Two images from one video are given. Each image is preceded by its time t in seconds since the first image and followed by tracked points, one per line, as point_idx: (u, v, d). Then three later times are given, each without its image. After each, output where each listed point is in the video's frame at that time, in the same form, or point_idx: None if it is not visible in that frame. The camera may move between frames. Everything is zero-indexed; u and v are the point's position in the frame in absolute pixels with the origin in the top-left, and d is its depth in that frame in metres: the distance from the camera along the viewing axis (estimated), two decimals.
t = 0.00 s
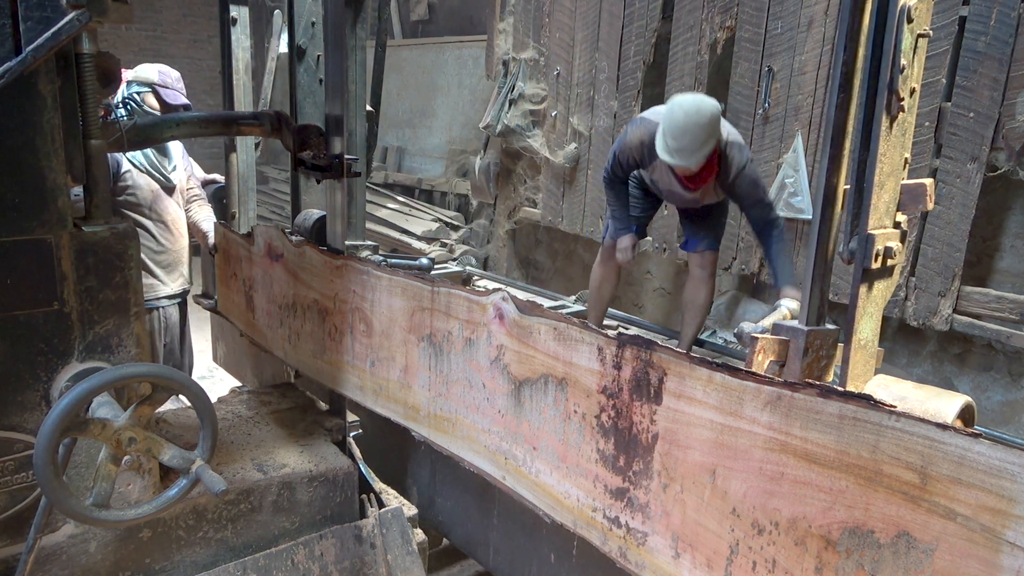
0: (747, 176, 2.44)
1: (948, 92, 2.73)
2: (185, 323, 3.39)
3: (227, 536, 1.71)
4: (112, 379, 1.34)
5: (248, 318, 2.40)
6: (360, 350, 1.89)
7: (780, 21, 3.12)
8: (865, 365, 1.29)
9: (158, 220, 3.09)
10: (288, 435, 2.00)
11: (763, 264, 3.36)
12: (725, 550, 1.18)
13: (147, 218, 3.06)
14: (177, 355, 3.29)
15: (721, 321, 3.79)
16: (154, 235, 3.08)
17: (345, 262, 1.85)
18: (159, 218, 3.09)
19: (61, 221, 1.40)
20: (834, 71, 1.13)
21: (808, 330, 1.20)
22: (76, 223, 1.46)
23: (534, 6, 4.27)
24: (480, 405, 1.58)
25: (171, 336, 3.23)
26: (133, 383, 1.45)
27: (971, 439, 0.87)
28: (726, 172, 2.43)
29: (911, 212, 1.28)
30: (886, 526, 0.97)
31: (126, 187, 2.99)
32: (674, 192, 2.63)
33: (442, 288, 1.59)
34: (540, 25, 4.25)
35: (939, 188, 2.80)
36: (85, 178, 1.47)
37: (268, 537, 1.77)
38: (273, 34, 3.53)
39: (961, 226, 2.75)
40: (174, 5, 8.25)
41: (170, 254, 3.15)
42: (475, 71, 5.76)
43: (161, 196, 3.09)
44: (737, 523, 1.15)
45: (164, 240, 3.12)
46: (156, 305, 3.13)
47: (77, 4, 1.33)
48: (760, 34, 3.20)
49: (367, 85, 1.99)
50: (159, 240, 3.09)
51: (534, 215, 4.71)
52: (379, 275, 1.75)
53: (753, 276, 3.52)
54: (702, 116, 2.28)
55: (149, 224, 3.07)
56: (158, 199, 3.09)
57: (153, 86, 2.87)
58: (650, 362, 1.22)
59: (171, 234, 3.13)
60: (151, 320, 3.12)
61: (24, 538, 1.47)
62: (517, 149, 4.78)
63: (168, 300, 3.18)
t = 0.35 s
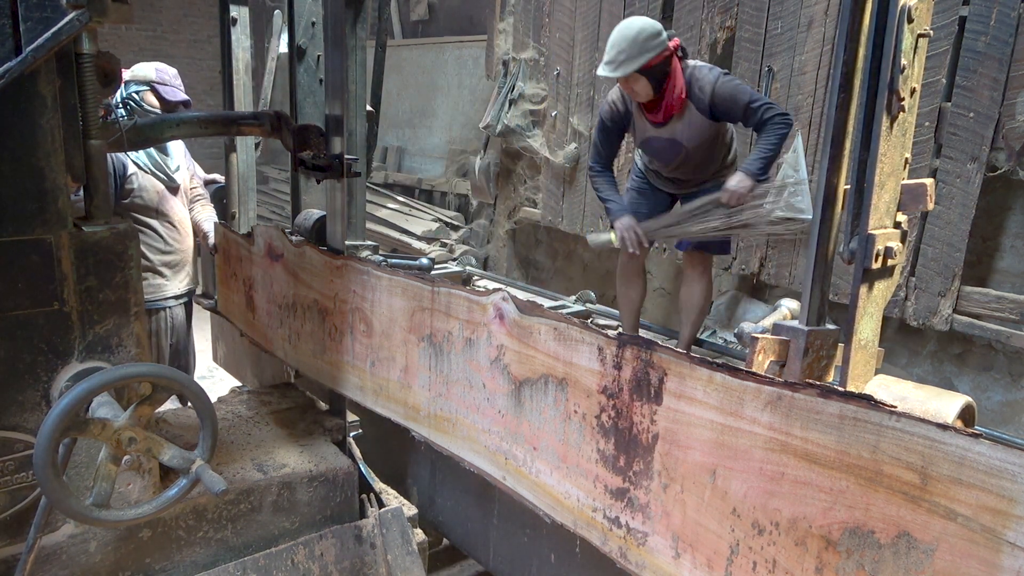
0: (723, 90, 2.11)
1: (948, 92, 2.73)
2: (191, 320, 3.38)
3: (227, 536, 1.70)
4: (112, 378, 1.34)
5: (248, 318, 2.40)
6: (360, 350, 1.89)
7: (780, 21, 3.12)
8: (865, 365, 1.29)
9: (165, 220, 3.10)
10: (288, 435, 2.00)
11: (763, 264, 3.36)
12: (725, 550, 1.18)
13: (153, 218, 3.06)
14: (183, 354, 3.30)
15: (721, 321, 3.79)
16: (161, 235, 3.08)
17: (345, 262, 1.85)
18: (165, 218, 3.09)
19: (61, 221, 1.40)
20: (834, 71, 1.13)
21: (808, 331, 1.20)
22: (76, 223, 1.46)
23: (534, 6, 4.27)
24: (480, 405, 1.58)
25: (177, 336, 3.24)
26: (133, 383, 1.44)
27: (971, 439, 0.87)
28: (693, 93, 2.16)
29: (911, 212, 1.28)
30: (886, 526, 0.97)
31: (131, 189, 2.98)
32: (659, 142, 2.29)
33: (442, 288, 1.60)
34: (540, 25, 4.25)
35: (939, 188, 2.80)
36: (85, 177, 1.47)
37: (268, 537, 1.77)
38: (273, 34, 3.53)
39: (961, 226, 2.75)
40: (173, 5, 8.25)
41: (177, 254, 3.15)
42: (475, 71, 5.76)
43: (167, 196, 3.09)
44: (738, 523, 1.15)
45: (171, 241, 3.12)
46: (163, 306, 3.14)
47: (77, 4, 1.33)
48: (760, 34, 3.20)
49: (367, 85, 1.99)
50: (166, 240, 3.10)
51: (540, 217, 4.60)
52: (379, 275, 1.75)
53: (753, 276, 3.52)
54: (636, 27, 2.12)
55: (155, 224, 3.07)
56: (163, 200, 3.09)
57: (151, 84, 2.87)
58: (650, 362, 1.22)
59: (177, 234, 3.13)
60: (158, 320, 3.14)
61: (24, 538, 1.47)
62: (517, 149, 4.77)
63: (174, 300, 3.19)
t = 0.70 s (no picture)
0: (657, 91, 2.21)
1: (948, 92, 2.73)
2: (190, 321, 3.39)
3: (227, 536, 1.71)
4: (112, 378, 1.34)
5: (248, 319, 2.40)
6: (360, 350, 1.89)
7: (780, 21, 3.12)
8: (865, 365, 1.29)
9: (166, 219, 3.10)
10: (288, 436, 2.00)
11: (763, 264, 3.36)
12: (725, 550, 1.18)
13: (155, 217, 3.07)
14: (182, 354, 3.30)
15: (721, 321, 3.79)
16: (163, 234, 3.09)
17: (345, 262, 1.85)
18: (166, 217, 3.10)
19: (61, 222, 1.40)
20: (834, 71, 1.13)
21: (808, 331, 1.20)
22: (76, 223, 1.46)
23: (534, 6, 4.27)
24: (480, 405, 1.58)
25: (177, 336, 3.24)
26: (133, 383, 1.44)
27: (971, 439, 0.87)
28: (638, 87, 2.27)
29: (911, 212, 1.28)
30: (886, 526, 0.97)
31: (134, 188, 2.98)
32: (627, 132, 2.45)
33: (442, 287, 1.60)
34: (540, 25, 4.26)
35: (939, 188, 2.80)
36: (85, 177, 1.47)
37: (268, 537, 1.77)
38: (273, 34, 3.53)
39: (961, 226, 2.75)
40: (174, 5, 8.25)
41: (177, 253, 3.16)
42: (475, 71, 5.76)
43: (169, 195, 3.10)
44: (738, 523, 1.15)
45: (172, 240, 3.13)
46: (163, 305, 3.14)
47: (77, 4, 1.33)
48: (760, 34, 3.20)
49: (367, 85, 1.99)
50: (168, 239, 3.11)
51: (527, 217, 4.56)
52: (379, 275, 1.75)
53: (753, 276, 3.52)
54: (593, 18, 2.25)
55: (157, 224, 3.07)
56: (165, 199, 3.09)
57: (150, 83, 2.87)
58: (650, 362, 1.22)
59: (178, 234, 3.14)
60: (157, 320, 3.14)
61: (24, 538, 1.48)
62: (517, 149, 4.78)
63: (174, 300, 3.19)
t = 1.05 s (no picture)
0: (621, 141, 2.20)
1: (948, 93, 2.73)
2: (188, 321, 3.39)
3: (227, 536, 1.71)
4: (112, 378, 1.34)
5: (248, 319, 2.40)
6: (360, 350, 1.89)
7: (780, 21, 3.12)
8: (865, 365, 1.29)
9: (163, 219, 3.10)
10: (288, 435, 2.00)
11: (763, 264, 3.36)
12: (725, 550, 1.18)
13: (152, 216, 3.07)
14: (181, 354, 3.30)
15: (721, 321, 3.79)
16: (160, 234, 3.09)
17: (345, 262, 1.85)
18: (163, 217, 3.10)
19: (60, 222, 1.40)
20: (834, 72, 1.13)
21: (808, 331, 1.20)
22: (76, 223, 1.46)
23: (534, 6, 4.27)
24: (480, 405, 1.58)
25: (175, 336, 3.24)
26: (133, 383, 1.44)
27: (971, 439, 0.87)
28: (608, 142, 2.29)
29: (911, 212, 1.28)
30: (886, 526, 0.97)
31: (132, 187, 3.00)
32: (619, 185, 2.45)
33: (442, 288, 1.60)
34: (540, 25, 4.25)
35: (939, 188, 2.80)
36: (85, 177, 1.47)
37: (268, 537, 1.77)
38: (273, 33, 3.53)
39: (961, 226, 2.76)
40: (174, 5, 8.25)
41: (174, 253, 3.16)
42: (475, 71, 5.76)
43: (167, 195, 3.10)
44: (737, 523, 1.15)
45: (169, 240, 3.13)
46: (161, 305, 3.15)
47: (77, 4, 1.33)
48: (760, 34, 3.20)
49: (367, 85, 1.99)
50: (165, 239, 3.11)
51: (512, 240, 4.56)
52: (379, 275, 1.75)
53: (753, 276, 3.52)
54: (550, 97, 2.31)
55: (154, 224, 3.08)
56: (162, 199, 3.09)
57: (146, 84, 2.86)
58: (650, 362, 1.22)
59: (175, 233, 3.14)
60: (155, 320, 3.14)
61: (23, 538, 1.47)
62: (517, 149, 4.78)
63: (172, 300, 3.20)
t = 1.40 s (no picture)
0: (608, 129, 2.19)
1: (948, 92, 2.73)
2: (187, 322, 3.39)
3: (227, 536, 1.71)
4: (112, 379, 1.34)
5: (248, 318, 2.40)
6: (360, 350, 1.89)
7: (780, 21, 3.12)
8: (865, 365, 1.29)
9: (160, 218, 3.10)
10: (288, 435, 2.00)
11: (763, 264, 3.36)
12: (725, 550, 1.18)
13: (149, 216, 3.07)
14: (179, 354, 3.30)
15: (721, 321, 3.79)
16: (157, 233, 3.09)
17: (345, 262, 1.85)
18: (160, 217, 3.10)
19: (61, 221, 1.40)
20: (833, 72, 1.13)
21: (808, 331, 1.20)
22: (76, 223, 1.46)
23: (534, 6, 4.27)
24: (480, 405, 1.58)
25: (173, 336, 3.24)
26: (133, 383, 1.44)
27: (971, 439, 0.87)
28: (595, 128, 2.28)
29: (911, 212, 1.28)
30: (886, 526, 0.97)
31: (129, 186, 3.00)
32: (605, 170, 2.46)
33: (442, 287, 1.60)
34: (540, 24, 4.25)
35: (939, 188, 2.80)
36: (85, 177, 1.47)
37: (268, 537, 1.77)
38: (273, 34, 3.53)
39: (961, 226, 2.76)
40: (174, 5, 8.25)
41: (171, 253, 3.15)
42: (475, 71, 5.76)
43: (164, 195, 3.10)
44: (738, 523, 1.15)
45: (165, 240, 3.13)
46: (158, 305, 3.15)
47: (77, 4, 1.33)
48: (760, 34, 3.20)
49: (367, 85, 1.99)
50: (162, 239, 3.11)
51: (509, 249, 4.58)
52: (379, 275, 1.75)
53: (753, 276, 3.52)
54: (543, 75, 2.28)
55: (151, 223, 3.08)
56: (160, 199, 3.09)
57: (142, 85, 2.87)
58: (650, 362, 1.22)
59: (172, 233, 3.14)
60: (152, 319, 3.14)
61: (24, 538, 1.48)
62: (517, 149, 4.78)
63: (169, 300, 3.20)
